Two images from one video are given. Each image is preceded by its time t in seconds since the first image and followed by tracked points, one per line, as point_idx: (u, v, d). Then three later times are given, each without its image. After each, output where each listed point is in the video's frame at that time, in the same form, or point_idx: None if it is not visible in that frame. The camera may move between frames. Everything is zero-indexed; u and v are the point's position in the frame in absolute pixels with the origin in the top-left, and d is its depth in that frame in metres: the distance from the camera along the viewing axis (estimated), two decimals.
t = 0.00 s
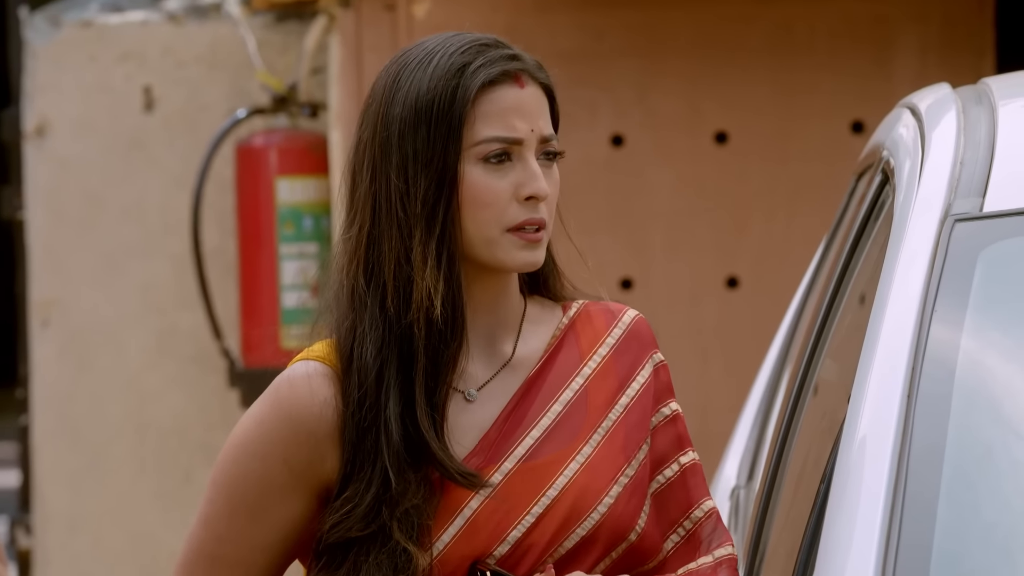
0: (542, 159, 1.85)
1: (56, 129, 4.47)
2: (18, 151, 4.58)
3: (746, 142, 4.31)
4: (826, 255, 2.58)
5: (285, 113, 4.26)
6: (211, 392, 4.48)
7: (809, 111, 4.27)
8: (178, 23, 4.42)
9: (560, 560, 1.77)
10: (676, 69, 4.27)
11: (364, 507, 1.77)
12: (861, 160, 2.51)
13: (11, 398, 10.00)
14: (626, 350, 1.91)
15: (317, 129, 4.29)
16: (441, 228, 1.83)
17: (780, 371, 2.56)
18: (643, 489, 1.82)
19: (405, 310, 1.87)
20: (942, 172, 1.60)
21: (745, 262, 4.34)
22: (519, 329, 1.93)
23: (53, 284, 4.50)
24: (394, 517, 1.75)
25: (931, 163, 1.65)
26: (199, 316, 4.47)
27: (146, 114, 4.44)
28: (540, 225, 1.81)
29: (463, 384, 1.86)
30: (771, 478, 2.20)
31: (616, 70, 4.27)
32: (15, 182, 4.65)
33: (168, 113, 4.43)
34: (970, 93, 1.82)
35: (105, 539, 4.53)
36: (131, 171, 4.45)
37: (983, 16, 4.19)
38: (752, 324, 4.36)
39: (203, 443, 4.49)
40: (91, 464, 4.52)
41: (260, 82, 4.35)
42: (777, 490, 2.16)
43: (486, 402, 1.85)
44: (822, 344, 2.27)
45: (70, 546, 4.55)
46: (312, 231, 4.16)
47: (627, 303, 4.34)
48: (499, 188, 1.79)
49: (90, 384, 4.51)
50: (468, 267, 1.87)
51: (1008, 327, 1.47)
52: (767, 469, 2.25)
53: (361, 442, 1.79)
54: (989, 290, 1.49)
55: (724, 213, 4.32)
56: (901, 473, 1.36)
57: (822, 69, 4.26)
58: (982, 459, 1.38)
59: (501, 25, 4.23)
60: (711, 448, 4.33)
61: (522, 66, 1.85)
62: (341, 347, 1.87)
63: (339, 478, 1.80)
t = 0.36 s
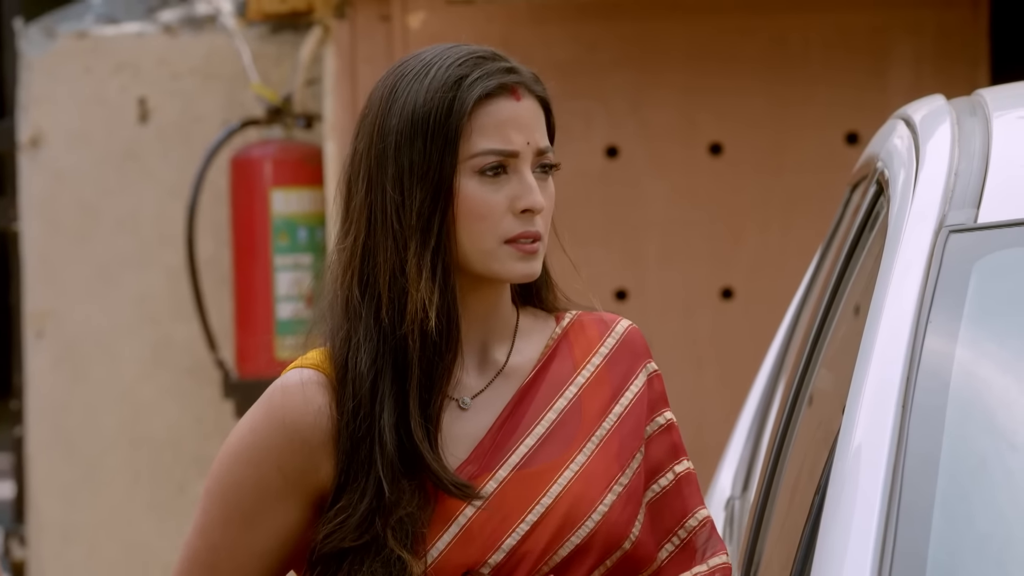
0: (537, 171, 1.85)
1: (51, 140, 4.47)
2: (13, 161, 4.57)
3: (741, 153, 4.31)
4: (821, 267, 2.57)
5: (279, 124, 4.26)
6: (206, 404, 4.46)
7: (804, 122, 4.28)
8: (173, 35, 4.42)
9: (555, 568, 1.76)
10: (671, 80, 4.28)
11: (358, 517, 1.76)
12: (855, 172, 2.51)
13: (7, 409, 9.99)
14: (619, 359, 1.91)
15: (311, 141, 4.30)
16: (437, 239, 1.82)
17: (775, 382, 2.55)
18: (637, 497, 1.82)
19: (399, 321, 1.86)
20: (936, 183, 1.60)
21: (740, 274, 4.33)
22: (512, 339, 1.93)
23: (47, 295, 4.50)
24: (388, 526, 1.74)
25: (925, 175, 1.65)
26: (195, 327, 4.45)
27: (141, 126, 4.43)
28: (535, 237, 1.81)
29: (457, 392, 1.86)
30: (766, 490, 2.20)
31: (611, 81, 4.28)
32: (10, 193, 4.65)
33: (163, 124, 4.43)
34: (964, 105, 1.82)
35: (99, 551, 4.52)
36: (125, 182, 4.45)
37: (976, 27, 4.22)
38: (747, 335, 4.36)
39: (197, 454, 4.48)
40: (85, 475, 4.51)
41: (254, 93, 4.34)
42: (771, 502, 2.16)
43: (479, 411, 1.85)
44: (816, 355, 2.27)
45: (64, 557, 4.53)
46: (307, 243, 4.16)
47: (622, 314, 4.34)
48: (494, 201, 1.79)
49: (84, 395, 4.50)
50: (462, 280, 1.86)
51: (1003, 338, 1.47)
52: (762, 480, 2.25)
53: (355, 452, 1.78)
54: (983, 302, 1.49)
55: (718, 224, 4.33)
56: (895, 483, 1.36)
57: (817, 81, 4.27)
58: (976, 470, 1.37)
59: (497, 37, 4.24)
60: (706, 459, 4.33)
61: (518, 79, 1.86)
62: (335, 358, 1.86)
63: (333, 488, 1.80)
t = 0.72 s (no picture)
0: (535, 172, 1.84)
1: (54, 141, 4.47)
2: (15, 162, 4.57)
3: (743, 153, 4.31)
4: (823, 267, 2.57)
5: (282, 125, 4.26)
6: (208, 404, 4.47)
7: (806, 122, 4.28)
8: (175, 35, 4.42)
9: (558, 568, 1.76)
10: (674, 81, 4.28)
11: (357, 516, 1.76)
12: (857, 172, 2.51)
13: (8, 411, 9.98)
14: (625, 361, 1.90)
15: (314, 141, 4.31)
16: (429, 242, 1.83)
17: (778, 382, 2.55)
18: (643, 497, 1.81)
19: (395, 322, 1.86)
20: (939, 184, 1.60)
21: (743, 274, 4.34)
22: (517, 339, 1.93)
23: (50, 297, 4.50)
24: (387, 524, 1.74)
25: (928, 174, 1.65)
26: (197, 328, 4.45)
27: (143, 127, 4.44)
28: (532, 239, 1.81)
29: (461, 392, 1.86)
30: (769, 490, 2.20)
31: (614, 81, 4.28)
32: (13, 194, 4.65)
33: (166, 125, 4.44)
34: (967, 105, 1.82)
35: (102, 552, 4.52)
36: (128, 182, 4.45)
37: (978, 28, 4.22)
38: (750, 335, 4.36)
39: (200, 455, 4.49)
40: (88, 476, 4.51)
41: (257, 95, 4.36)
42: (774, 502, 2.16)
43: (482, 410, 1.85)
44: (819, 355, 2.27)
45: (67, 558, 4.53)
46: (310, 243, 4.17)
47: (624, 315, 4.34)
48: (487, 204, 1.79)
49: (87, 396, 4.50)
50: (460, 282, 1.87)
51: (1006, 337, 1.47)
52: (764, 481, 2.25)
53: (354, 452, 1.78)
54: (986, 301, 1.49)
55: (721, 225, 4.33)
56: (898, 481, 1.36)
57: (820, 81, 4.27)
58: (979, 469, 1.38)
59: (499, 37, 4.23)
60: (709, 459, 4.33)
61: (515, 81, 1.84)
62: (331, 356, 1.86)
63: (334, 488, 1.80)
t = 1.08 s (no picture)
0: (536, 180, 1.82)
1: (55, 145, 4.47)
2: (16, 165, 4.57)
3: (745, 157, 4.31)
4: (825, 271, 2.57)
5: (283, 129, 4.26)
6: (210, 408, 4.47)
7: (807, 126, 4.28)
8: (176, 40, 4.43)
9: None
10: (675, 84, 4.28)
11: (363, 518, 1.76)
12: (859, 177, 2.50)
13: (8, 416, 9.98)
14: (636, 368, 1.90)
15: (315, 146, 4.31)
16: (426, 249, 1.85)
17: (779, 387, 2.55)
18: (650, 505, 1.82)
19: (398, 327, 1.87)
20: (941, 188, 1.60)
21: (744, 278, 4.33)
22: (529, 346, 1.93)
23: (51, 301, 4.50)
24: (394, 523, 1.74)
25: (929, 178, 1.65)
26: (198, 332, 4.46)
27: (145, 130, 4.44)
28: (529, 246, 1.81)
29: (471, 399, 1.85)
30: (770, 494, 2.20)
31: (615, 85, 4.28)
32: (14, 198, 4.64)
33: (167, 129, 4.43)
34: (968, 109, 1.82)
35: (103, 555, 4.51)
36: (129, 186, 4.45)
37: (979, 32, 4.22)
38: (752, 339, 4.36)
39: (201, 459, 4.48)
40: (89, 480, 4.50)
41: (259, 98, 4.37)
42: (774, 507, 2.17)
43: (494, 416, 1.84)
44: (821, 359, 2.27)
45: (67, 562, 4.53)
46: (311, 247, 4.17)
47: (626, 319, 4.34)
48: (481, 213, 1.79)
49: (88, 400, 4.49)
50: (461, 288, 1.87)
51: (1008, 341, 1.47)
52: (765, 486, 2.25)
53: (363, 455, 1.78)
54: (988, 305, 1.49)
55: (722, 229, 4.33)
56: (900, 486, 1.35)
57: (821, 84, 4.27)
58: (981, 474, 1.37)
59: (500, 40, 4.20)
60: (710, 464, 4.32)
61: (516, 89, 1.84)
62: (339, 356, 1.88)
63: (342, 489, 1.80)
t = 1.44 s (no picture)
0: (540, 182, 1.82)
1: (56, 143, 4.47)
2: (17, 164, 4.57)
3: (747, 156, 4.31)
4: (827, 269, 2.57)
5: (285, 127, 4.25)
6: (211, 407, 4.48)
7: (809, 125, 4.28)
8: (178, 38, 4.43)
9: None
10: (677, 83, 4.28)
11: (366, 513, 1.76)
12: (861, 174, 2.50)
13: (12, 414, 10.01)
14: (645, 369, 1.90)
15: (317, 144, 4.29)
16: (429, 247, 1.85)
17: (781, 385, 2.55)
18: (657, 507, 1.81)
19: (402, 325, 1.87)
20: (942, 187, 1.60)
21: (746, 277, 4.33)
22: (539, 346, 1.93)
23: (52, 299, 4.50)
24: (398, 516, 1.74)
25: (931, 177, 1.65)
26: (199, 330, 4.47)
27: (146, 129, 4.44)
28: (531, 249, 1.80)
29: (479, 398, 1.85)
30: (772, 491, 2.20)
31: (616, 83, 4.28)
32: (15, 196, 4.65)
33: (168, 127, 4.44)
34: (970, 107, 1.82)
35: (105, 554, 4.52)
36: (131, 185, 4.45)
37: (981, 29, 4.22)
38: (753, 338, 4.36)
39: (202, 457, 4.48)
40: (90, 478, 4.51)
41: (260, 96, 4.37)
42: (777, 504, 2.17)
43: (500, 416, 1.84)
44: (823, 357, 2.27)
45: (69, 560, 4.53)
46: (313, 245, 4.17)
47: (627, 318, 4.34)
48: (483, 214, 1.79)
49: (89, 398, 4.50)
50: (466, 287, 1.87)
51: (1010, 340, 1.46)
52: (767, 483, 2.25)
53: (368, 450, 1.78)
54: (989, 303, 1.48)
55: (724, 227, 4.32)
56: (902, 484, 1.35)
57: (823, 83, 4.27)
58: (983, 473, 1.37)
59: (502, 38, 4.20)
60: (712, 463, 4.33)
61: (523, 92, 1.83)
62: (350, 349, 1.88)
63: (347, 484, 1.80)
